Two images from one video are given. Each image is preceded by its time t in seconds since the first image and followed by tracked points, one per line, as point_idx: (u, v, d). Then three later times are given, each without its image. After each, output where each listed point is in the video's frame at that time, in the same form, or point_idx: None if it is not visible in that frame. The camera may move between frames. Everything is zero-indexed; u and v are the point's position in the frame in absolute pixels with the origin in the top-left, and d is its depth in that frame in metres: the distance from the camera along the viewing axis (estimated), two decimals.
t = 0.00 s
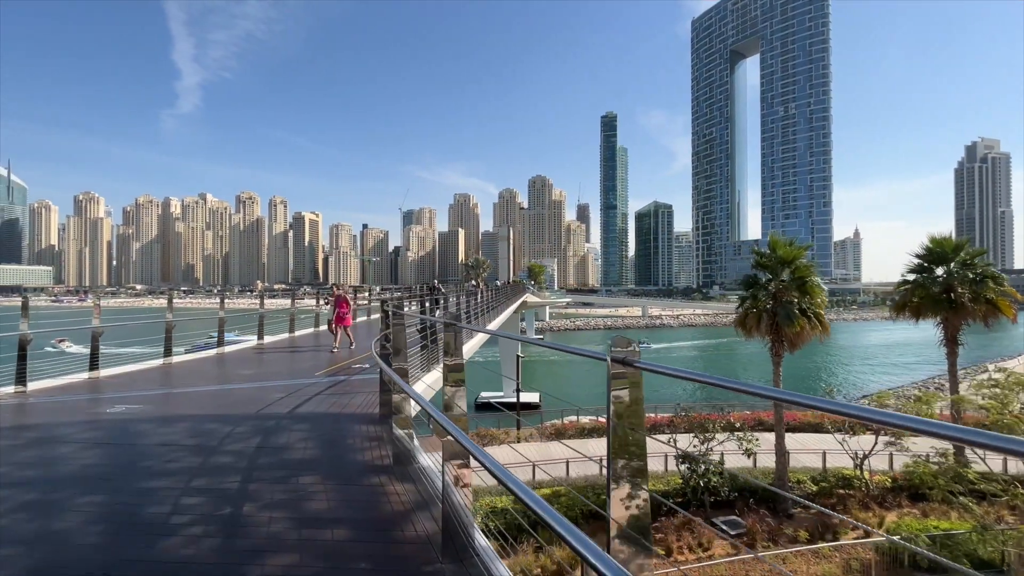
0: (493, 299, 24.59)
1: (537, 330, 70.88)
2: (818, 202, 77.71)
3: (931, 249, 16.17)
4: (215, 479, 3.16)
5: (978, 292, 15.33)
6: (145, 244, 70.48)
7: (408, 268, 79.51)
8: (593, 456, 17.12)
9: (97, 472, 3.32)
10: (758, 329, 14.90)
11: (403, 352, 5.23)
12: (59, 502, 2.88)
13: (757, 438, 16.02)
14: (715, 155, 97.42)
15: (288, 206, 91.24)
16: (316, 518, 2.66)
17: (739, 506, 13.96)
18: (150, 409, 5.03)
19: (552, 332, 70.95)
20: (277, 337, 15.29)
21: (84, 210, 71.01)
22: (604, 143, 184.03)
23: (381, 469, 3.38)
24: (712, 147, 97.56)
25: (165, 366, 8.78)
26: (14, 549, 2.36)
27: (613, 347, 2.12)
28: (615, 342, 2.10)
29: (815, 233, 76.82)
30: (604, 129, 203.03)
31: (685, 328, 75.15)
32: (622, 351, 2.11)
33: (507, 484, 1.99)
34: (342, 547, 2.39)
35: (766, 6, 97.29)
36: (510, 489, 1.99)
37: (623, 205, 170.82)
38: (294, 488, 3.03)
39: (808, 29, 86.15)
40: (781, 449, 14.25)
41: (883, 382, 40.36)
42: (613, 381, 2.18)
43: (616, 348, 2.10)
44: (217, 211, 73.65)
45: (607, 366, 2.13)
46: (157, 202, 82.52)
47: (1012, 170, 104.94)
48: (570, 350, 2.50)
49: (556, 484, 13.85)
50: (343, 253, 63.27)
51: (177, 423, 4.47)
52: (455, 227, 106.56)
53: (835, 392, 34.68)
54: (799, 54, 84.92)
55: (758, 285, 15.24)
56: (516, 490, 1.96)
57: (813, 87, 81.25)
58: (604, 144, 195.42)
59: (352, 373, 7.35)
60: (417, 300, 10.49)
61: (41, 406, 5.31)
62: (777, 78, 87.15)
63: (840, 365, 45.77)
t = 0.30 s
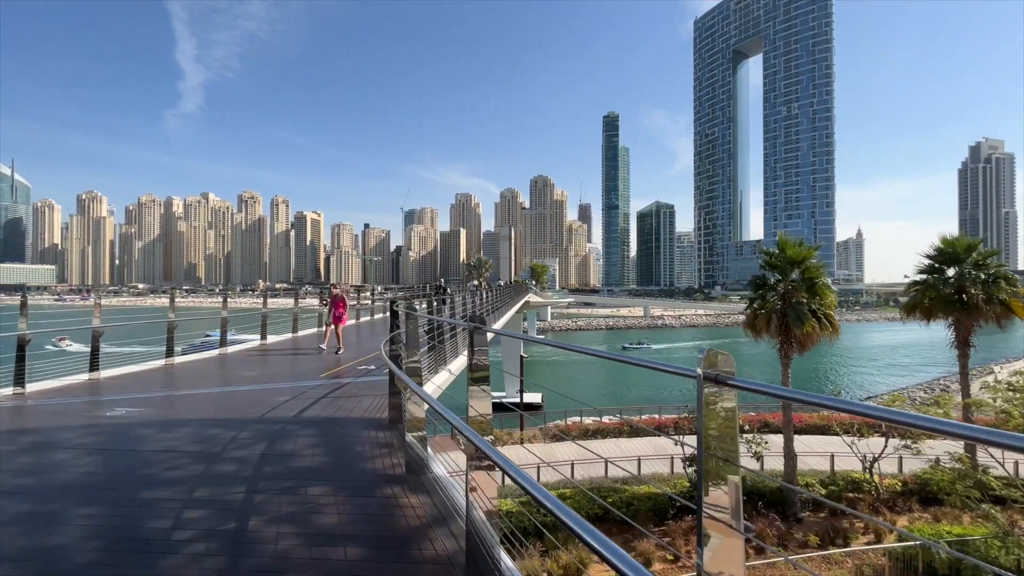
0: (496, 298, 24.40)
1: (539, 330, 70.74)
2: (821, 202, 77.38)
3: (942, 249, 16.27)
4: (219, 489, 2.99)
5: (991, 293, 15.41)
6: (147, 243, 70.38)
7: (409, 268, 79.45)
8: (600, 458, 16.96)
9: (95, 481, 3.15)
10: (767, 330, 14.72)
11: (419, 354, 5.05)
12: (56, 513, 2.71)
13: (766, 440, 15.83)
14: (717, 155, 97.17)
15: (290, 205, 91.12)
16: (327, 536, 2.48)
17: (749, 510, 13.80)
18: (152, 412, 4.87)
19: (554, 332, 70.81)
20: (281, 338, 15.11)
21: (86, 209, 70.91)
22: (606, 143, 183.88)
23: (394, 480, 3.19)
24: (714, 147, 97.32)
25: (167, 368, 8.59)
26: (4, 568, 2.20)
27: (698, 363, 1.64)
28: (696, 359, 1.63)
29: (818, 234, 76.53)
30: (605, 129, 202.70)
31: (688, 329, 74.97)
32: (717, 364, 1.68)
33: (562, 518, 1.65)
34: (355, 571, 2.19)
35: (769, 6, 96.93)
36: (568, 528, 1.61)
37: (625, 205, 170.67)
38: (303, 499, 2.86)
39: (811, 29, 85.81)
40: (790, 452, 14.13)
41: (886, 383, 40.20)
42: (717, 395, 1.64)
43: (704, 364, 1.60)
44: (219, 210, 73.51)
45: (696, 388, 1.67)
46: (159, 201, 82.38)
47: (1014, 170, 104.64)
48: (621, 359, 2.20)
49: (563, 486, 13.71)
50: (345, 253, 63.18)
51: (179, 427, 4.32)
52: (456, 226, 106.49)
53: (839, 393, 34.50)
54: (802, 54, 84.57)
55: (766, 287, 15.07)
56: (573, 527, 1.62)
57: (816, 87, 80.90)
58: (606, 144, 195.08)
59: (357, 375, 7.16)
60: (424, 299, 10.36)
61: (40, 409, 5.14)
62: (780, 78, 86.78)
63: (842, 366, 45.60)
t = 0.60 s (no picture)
0: (496, 298, 24.15)
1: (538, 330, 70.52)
2: (820, 203, 77.18)
3: (949, 250, 16.25)
4: (219, 500, 2.83)
5: (998, 294, 15.47)
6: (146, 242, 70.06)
7: (409, 268, 79.19)
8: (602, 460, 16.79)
9: (90, 490, 3.00)
10: (773, 332, 14.59)
11: (427, 355, 4.92)
12: (48, 525, 2.56)
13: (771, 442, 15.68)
14: (717, 155, 97.01)
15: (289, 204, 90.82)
16: (335, 554, 2.32)
17: (754, 515, 13.63)
18: (150, 416, 4.70)
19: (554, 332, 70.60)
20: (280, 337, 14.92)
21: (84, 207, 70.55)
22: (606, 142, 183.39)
23: (404, 489, 3.06)
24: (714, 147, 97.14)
25: (166, 368, 8.43)
26: None
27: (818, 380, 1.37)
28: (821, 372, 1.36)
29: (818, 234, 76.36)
30: (605, 129, 202.42)
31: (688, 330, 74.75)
32: (834, 386, 1.44)
33: (617, 555, 1.44)
34: None
35: (769, 6, 96.71)
36: (632, 574, 1.40)
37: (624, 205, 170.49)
38: (309, 511, 2.71)
39: (811, 29, 85.60)
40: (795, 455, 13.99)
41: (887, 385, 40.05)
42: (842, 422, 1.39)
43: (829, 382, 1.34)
44: (218, 209, 73.15)
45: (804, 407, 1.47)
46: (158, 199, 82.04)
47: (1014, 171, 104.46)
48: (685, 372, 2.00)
49: (567, 488, 13.58)
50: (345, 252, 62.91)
51: (180, 432, 4.17)
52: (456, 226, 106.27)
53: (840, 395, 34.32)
54: (802, 54, 84.36)
55: (772, 287, 14.94)
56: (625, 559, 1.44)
57: (816, 87, 80.67)
58: (605, 144, 194.66)
59: (360, 376, 7.03)
60: (427, 298, 10.21)
61: (35, 412, 4.99)
62: (780, 78, 86.52)
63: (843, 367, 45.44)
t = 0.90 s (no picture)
0: (496, 298, 24.03)
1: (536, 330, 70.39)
2: (818, 204, 77.21)
3: (953, 251, 16.32)
4: (213, 512, 2.64)
5: (1002, 295, 15.39)
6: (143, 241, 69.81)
7: (407, 267, 79.06)
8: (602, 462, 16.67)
9: (72, 502, 2.80)
10: (777, 332, 14.45)
11: (434, 355, 4.77)
12: (24, 542, 2.36)
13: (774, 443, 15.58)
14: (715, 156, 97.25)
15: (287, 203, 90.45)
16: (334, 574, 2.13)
17: (758, 517, 13.44)
18: (142, 419, 4.52)
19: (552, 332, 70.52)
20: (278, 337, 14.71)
21: (82, 206, 70.32)
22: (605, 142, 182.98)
23: (411, 499, 2.88)
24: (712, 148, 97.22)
25: (161, 368, 8.23)
26: None
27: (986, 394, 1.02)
28: (994, 381, 1.02)
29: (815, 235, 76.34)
30: (604, 130, 202.68)
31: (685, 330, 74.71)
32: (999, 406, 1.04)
33: None
34: None
35: (767, 8, 96.77)
36: None
37: (622, 206, 170.68)
38: (308, 523, 2.53)
39: (809, 31, 85.65)
40: (797, 456, 13.92)
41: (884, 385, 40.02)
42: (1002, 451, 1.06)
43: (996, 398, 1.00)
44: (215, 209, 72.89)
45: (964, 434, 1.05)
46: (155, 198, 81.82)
47: (1011, 173, 104.46)
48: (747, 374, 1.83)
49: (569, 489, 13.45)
50: (342, 251, 62.74)
51: (172, 436, 3.97)
52: (454, 225, 106.16)
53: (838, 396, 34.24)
54: (800, 55, 84.43)
55: (775, 288, 14.83)
56: None
57: (813, 89, 80.69)
58: (604, 145, 194.27)
59: (360, 377, 6.87)
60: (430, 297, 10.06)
61: (22, 414, 4.80)
62: (778, 79, 86.55)
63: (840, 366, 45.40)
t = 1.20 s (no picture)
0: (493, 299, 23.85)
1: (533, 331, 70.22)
2: (813, 206, 77.27)
3: (954, 252, 16.36)
4: (202, 532, 2.45)
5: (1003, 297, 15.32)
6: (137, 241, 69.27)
7: (403, 267, 78.80)
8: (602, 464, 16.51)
9: (52, 519, 2.61)
10: (778, 334, 14.33)
11: (439, 360, 4.55)
12: None
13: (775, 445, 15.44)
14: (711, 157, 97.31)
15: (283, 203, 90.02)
16: None
17: (760, 521, 13.25)
18: (131, 426, 4.32)
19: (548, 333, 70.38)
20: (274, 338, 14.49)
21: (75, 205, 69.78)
22: (601, 143, 182.67)
23: (413, 516, 2.72)
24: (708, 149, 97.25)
25: (151, 371, 7.99)
26: None
27: None
28: None
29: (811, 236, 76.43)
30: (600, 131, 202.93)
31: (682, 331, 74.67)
32: None
33: None
34: None
35: (763, 10, 96.89)
36: None
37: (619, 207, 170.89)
38: (307, 546, 2.35)
39: (804, 33, 85.75)
40: (799, 458, 13.78)
41: (880, 387, 40.02)
42: None
43: None
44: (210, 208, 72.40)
45: None
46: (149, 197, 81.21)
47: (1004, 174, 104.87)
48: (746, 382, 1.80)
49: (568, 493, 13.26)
50: (338, 251, 62.37)
51: (160, 445, 3.78)
52: (451, 226, 105.91)
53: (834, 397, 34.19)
54: (796, 58, 84.50)
55: (776, 289, 14.71)
56: None
57: (809, 91, 80.77)
58: (600, 145, 194.68)
59: (357, 380, 6.67)
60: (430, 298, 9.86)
61: (5, 419, 4.60)
62: (774, 81, 86.59)
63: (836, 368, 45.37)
